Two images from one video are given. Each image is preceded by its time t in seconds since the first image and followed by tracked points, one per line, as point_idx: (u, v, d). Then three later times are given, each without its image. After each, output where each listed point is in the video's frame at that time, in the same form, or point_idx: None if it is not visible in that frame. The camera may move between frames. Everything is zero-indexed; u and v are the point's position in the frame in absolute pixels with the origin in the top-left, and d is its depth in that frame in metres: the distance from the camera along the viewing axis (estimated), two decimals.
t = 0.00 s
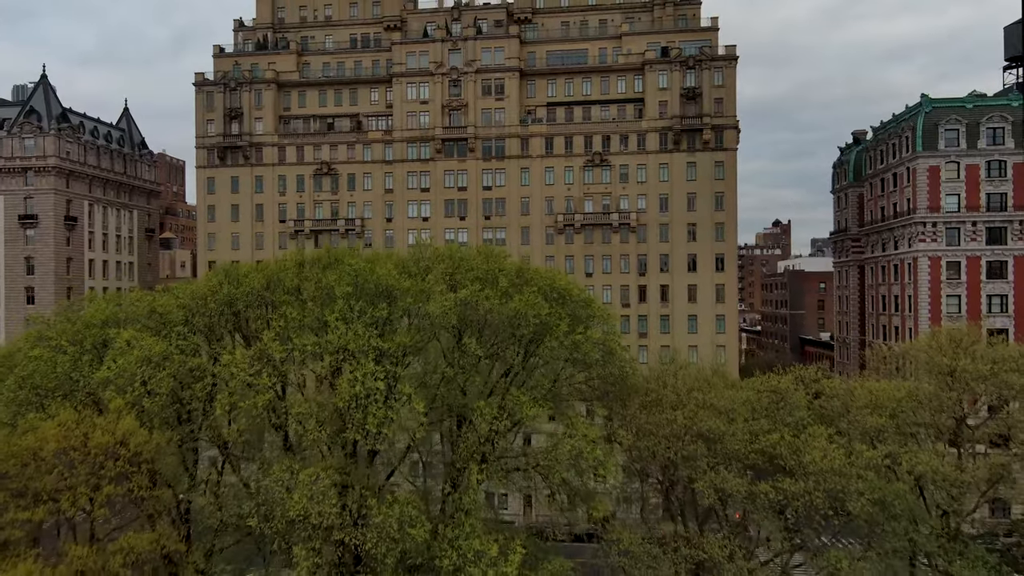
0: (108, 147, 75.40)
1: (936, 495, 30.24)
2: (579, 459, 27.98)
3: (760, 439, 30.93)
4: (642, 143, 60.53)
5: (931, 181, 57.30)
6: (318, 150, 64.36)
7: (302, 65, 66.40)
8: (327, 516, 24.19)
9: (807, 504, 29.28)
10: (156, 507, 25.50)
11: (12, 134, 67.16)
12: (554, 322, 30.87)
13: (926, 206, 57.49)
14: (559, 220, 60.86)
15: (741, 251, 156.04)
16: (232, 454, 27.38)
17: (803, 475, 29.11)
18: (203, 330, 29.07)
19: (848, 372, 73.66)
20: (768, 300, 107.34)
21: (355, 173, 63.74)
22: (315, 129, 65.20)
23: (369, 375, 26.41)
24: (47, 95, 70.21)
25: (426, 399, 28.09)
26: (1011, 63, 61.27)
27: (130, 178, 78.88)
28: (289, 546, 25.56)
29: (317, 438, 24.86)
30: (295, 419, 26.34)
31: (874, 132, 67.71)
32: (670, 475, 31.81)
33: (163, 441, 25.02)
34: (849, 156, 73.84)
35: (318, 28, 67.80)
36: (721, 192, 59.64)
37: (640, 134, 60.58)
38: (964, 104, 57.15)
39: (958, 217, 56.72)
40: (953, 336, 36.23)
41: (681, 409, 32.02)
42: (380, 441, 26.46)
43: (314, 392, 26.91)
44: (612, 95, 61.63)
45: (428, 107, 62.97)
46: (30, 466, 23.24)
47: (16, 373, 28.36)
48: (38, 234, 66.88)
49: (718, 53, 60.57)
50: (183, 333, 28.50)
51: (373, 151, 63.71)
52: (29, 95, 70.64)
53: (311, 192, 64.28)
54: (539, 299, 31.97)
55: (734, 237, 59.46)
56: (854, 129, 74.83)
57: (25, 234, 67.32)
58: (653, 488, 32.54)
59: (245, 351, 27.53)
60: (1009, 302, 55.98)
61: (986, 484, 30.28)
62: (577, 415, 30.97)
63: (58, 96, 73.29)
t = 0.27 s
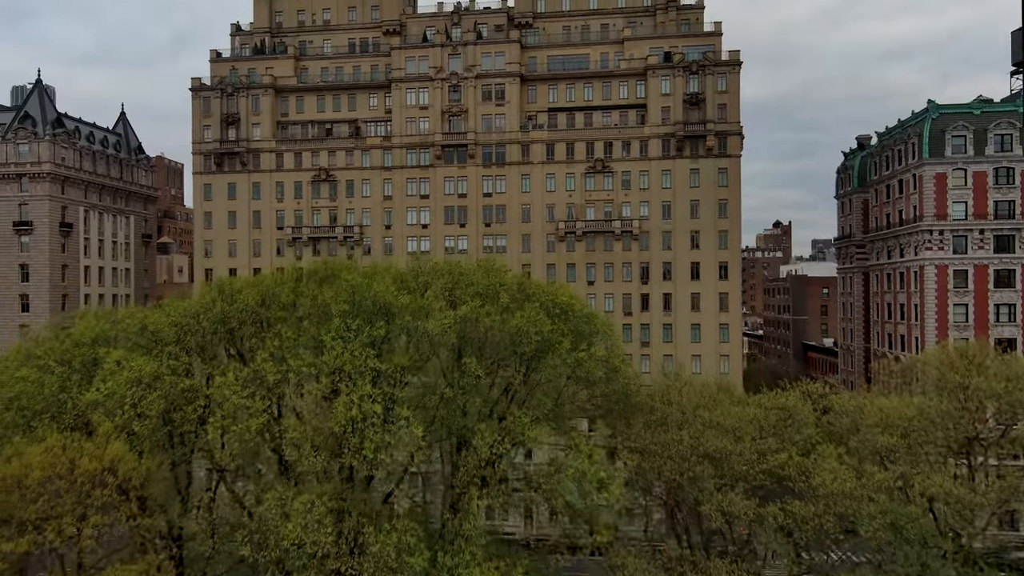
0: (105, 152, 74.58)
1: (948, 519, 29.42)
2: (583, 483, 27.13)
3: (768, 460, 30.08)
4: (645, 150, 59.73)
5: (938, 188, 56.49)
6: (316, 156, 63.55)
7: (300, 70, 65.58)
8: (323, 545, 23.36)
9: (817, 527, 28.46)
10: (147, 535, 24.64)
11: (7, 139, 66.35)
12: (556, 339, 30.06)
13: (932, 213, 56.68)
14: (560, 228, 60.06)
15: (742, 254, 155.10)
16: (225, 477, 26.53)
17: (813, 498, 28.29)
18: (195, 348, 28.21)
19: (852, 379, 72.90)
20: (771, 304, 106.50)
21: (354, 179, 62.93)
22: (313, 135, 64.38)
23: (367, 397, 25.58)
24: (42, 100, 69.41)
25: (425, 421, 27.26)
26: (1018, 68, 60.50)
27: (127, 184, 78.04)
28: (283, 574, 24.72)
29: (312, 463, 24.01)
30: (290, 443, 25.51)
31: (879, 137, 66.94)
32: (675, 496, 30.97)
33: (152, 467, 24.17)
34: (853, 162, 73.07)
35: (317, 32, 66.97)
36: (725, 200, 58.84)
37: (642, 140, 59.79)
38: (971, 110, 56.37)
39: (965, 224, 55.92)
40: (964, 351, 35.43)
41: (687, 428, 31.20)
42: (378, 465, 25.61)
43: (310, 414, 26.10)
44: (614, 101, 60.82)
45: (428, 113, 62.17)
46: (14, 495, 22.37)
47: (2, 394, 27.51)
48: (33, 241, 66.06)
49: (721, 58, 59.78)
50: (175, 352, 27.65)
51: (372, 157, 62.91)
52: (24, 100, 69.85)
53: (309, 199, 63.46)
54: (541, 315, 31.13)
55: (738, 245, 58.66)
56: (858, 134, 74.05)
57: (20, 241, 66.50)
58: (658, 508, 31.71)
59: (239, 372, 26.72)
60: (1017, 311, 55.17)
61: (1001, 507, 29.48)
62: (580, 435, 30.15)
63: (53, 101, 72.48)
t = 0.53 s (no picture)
0: (101, 158, 73.79)
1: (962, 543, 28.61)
2: (587, 508, 26.32)
3: (777, 481, 29.28)
4: (647, 157, 58.95)
5: (944, 195, 55.69)
6: (314, 162, 62.78)
7: (298, 76, 64.79)
8: None
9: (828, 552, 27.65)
10: (136, 563, 23.85)
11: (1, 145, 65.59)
12: (559, 357, 29.24)
13: (939, 221, 55.88)
14: (561, 235, 59.29)
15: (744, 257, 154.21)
16: (218, 503, 25.72)
17: (823, 522, 27.48)
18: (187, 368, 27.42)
19: (857, 387, 72.15)
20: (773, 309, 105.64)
21: (352, 186, 62.15)
22: (311, 141, 63.58)
23: (363, 421, 24.79)
24: (37, 105, 68.64)
25: (424, 444, 26.45)
26: None
27: (124, 189, 77.25)
28: None
29: (307, 490, 23.21)
30: (284, 469, 24.69)
31: (884, 143, 66.15)
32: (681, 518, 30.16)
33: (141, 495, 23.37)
34: (858, 167, 72.29)
35: (315, 37, 66.18)
36: (728, 207, 58.04)
37: (644, 147, 59.01)
38: (978, 116, 55.60)
39: (972, 232, 55.12)
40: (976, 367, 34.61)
41: (693, 448, 30.39)
42: (375, 491, 24.79)
43: (305, 438, 25.29)
44: (616, 107, 60.05)
45: (427, 119, 61.39)
46: None
47: None
48: (27, 248, 65.31)
49: (724, 63, 58.97)
50: (167, 373, 26.85)
51: (370, 164, 62.12)
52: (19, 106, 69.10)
53: (308, 206, 62.68)
54: (542, 332, 30.35)
55: (741, 253, 57.86)
56: (863, 139, 73.27)
57: (15, 248, 65.76)
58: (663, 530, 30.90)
59: (232, 394, 25.91)
60: None
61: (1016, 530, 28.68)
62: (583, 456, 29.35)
63: (49, 107, 71.70)
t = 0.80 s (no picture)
0: (97, 163, 73.00)
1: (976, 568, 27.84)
2: (591, 534, 25.46)
3: (786, 504, 28.46)
4: (650, 163, 58.19)
5: (951, 203, 54.91)
6: (312, 169, 62.05)
7: (296, 81, 64.02)
8: None
9: None
10: None
11: None
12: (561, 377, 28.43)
13: (946, 229, 55.10)
14: (563, 243, 58.55)
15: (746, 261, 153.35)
16: (210, 529, 24.92)
17: (835, 548, 26.63)
18: (180, 389, 26.64)
19: (861, 394, 71.40)
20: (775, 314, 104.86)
21: (351, 193, 61.41)
22: (310, 147, 62.81)
23: (360, 445, 24.03)
24: (32, 111, 67.90)
25: (422, 469, 25.63)
26: None
27: (120, 195, 76.44)
28: None
29: (301, 519, 22.43)
30: (278, 496, 23.87)
31: (889, 150, 65.40)
32: (688, 541, 29.34)
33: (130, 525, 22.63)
34: (862, 173, 71.49)
35: (313, 41, 65.39)
36: (732, 214, 57.27)
37: (646, 154, 58.28)
38: (985, 123, 54.86)
39: (979, 241, 54.33)
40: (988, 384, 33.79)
41: (699, 468, 29.58)
42: (372, 519, 23.97)
43: (300, 463, 24.49)
44: (618, 113, 59.29)
45: (427, 125, 60.65)
46: None
47: None
48: (22, 255, 64.58)
49: (728, 69, 58.19)
50: (158, 394, 26.09)
51: (369, 170, 61.37)
52: (14, 111, 68.35)
53: (306, 213, 61.93)
54: (544, 350, 29.60)
55: (745, 261, 57.08)
56: (867, 144, 72.54)
57: (10, 256, 65.08)
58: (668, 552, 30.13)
59: (225, 418, 25.12)
60: None
61: None
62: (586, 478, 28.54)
63: (44, 112, 70.93)
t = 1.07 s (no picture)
0: (93, 169, 72.19)
1: None
2: (597, 563, 24.62)
3: (796, 527, 27.63)
4: (652, 170, 57.39)
5: (959, 211, 54.12)
6: (311, 175, 61.24)
7: (294, 86, 63.21)
8: None
9: None
10: None
11: None
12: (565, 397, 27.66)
13: (953, 237, 54.32)
14: (564, 251, 57.75)
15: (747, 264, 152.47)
16: (202, 558, 24.11)
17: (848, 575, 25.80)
18: (172, 410, 25.81)
19: (866, 402, 70.63)
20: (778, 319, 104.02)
21: (350, 200, 60.61)
22: (308, 153, 62.01)
23: (357, 471, 23.21)
24: (27, 116, 67.09)
25: (422, 495, 24.82)
26: None
27: (117, 200, 75.63)
28: None
29: (296, 550, 21.63)
30: (272, 524, 23.03)
31: (894, 156, 64.62)
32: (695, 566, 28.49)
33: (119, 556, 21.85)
34: (866, 179, 70.73)
35: (311, 46, 64.60)
36: (736, 222, 56.47)
37: (649, 160, 57.47)
38: (993, 129, 54.08)
39: (987, 249, 53.54)
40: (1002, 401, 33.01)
41: (706, 490, 28.76)
42: (370, 549, 23.11)
43: (294, 490, 23.69)
44: (620, 119, 58.48)
45: (427, 130, 59.84)
46: None
47: None
48: (17, 262, 63.79)
49: (732, 74, 57.41)
50: (149, 417, 25.33)
51: (368, 177, 60.57)
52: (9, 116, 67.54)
53: (304, 220, 61.10)
54: (547, 369, 28.81)
55: (750, 269, 56.28)
56: (871, 149, 71.75)
57: (5, 263, 64.30)
58: None
59: (218, 442, 24.33)
60: None
61: None
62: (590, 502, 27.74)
63: (39, 117, 70.10)
